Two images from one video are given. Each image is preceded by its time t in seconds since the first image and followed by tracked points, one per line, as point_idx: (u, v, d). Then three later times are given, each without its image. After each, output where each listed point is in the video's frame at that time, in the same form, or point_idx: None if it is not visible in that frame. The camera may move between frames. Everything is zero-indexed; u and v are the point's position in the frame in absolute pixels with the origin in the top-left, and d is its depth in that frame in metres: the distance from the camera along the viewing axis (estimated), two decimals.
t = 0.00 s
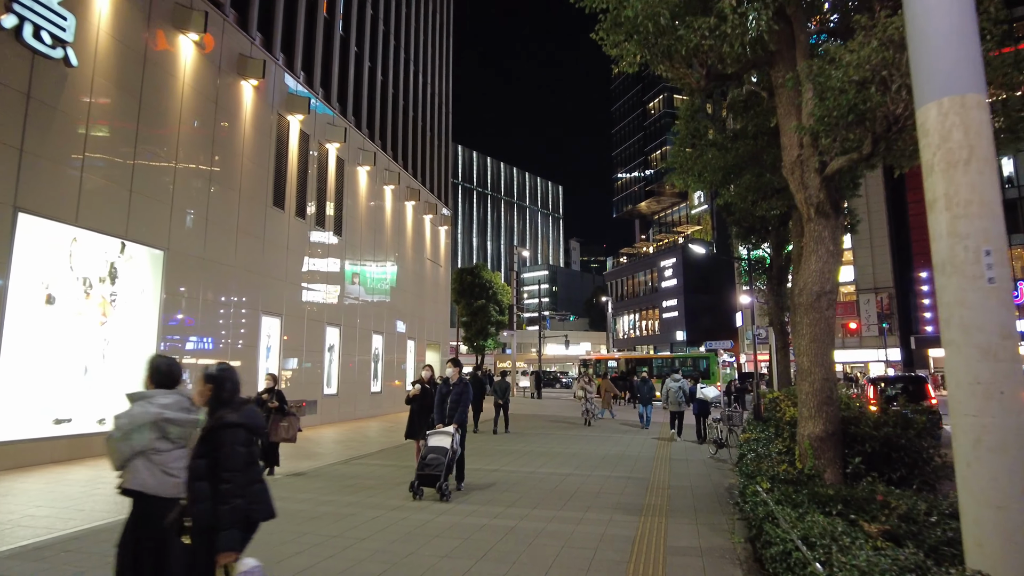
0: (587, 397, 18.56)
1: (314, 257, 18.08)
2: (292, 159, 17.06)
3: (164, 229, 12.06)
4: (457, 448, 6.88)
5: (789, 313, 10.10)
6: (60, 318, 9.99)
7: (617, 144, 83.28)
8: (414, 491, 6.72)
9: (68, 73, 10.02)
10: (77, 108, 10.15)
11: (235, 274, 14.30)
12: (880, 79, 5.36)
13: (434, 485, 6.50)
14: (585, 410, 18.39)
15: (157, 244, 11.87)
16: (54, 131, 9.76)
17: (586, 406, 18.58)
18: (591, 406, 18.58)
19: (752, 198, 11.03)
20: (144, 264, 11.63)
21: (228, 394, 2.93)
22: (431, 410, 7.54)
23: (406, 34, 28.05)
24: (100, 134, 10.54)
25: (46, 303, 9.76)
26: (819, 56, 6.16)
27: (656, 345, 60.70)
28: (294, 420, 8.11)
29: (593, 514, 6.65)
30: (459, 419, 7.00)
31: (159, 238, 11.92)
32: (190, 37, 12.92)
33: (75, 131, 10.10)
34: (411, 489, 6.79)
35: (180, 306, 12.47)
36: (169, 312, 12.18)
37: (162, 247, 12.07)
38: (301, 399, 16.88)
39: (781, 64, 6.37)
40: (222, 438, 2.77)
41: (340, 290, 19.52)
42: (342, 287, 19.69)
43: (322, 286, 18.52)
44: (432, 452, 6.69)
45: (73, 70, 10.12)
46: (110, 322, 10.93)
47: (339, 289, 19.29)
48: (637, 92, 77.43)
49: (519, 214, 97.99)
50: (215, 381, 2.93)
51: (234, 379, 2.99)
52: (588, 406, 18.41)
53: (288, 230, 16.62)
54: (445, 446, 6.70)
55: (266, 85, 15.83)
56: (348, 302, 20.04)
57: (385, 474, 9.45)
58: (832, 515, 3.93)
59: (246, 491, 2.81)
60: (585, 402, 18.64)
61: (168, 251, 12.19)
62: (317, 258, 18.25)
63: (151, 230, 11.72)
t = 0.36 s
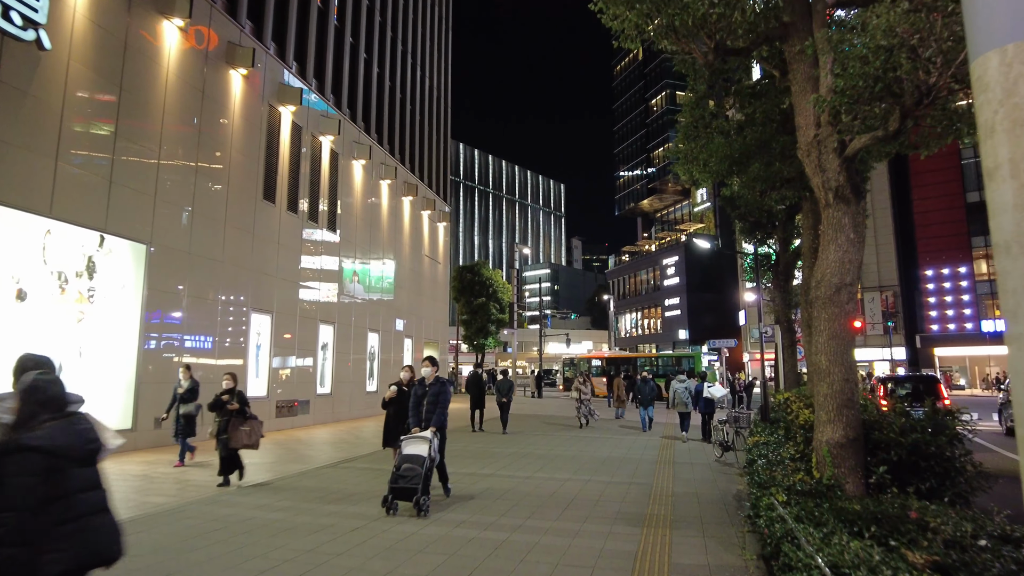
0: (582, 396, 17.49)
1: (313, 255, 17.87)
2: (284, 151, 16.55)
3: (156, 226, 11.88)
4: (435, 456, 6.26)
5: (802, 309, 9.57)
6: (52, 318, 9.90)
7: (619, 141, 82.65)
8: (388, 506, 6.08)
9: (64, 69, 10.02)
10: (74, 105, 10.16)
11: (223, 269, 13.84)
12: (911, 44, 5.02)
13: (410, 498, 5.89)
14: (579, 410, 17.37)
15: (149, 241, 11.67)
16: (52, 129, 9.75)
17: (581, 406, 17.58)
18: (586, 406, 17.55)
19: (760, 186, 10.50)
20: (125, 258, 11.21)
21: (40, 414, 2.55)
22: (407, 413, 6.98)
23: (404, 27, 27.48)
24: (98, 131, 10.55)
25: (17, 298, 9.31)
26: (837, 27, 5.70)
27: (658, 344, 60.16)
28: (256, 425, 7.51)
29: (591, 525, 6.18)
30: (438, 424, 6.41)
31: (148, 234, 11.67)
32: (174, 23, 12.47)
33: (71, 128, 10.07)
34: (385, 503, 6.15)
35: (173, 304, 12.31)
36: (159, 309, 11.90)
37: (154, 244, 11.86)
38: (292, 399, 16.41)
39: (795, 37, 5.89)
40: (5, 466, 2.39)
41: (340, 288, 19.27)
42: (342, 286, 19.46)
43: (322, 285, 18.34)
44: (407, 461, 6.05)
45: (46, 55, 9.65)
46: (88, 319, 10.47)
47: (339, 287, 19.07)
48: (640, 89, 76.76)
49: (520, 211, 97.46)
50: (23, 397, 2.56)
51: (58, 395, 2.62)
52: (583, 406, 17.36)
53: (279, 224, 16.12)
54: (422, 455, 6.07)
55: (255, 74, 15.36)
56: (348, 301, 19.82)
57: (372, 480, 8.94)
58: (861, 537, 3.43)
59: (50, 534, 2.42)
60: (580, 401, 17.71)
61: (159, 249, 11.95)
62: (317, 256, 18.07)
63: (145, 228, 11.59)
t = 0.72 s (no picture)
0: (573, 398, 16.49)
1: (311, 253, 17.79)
2: (272, 142, 16.08)
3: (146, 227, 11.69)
4: (406, 465, 5.75)
5: (811, 304, 9.10)
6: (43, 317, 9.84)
7: (619, 138, 82.11)
8: (351, 520, 5.52)
9: (60, 65, 9.98)
10: (74, 103, 10.18)
11: (207, 264, 13.40)
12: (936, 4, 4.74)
13: (376, 511, 5.38)
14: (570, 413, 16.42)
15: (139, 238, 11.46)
16: (52, 128, 9.78)
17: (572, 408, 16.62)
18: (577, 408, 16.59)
19: (765, 172, 9.99)
20: (100, 250, 10.76)
21: None
22: (375, 415, 6.41)
23: (399, 19, 26.98)
24: (89, 125, 10.41)
25: None
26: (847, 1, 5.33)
27: (658, 341, 59.71)
28: (205, 430, 6.87)
29: (584, 534, 5.72)
30: (410, 428, 5.87)
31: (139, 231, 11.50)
32: (154, 7, 12.04)
33: (72, 127, 10.11)
34: (348, 516, 5.59)
35: (163, 301, 12.07)
36: (149, 306, 11.65)
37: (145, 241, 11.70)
38: (280, 398, 15.97)
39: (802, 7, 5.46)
40: None
41: (337, 286, 19.11)
42: (339, 283, 19.31)
43: (319, 283, 18.19)
44: (375, 470, 5.53)
45: (12, 37, 9.19)
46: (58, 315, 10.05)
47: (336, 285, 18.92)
48: (640, 85, 76.18)
49: (520, 209, 97.01)
50: None
51: None
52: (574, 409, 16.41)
53: (267, 218, 15.67)
54: (391, 463, 5.53)
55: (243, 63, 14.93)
56: (346, 298, 19.75)
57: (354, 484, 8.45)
58: (886, 558, 2.96)
59: None
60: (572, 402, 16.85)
61: (150, 245, 11.76)
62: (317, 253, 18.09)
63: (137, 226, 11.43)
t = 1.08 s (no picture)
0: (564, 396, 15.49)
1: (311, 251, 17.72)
2: (261, 133, 15.60)
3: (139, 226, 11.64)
4: (373, 474, 5.23)
5: (824, 298, 8.63)
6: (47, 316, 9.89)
7: (619, 136, 81.62)
8: (306, 540, 4.97)
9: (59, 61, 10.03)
10: (72, 98, 10.23)
11: (192, 260, 13.00)
12: None
13: (333, 529, 4.79)
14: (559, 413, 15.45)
15: (131, 235, 11.41)
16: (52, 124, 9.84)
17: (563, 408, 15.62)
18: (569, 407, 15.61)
19: (775, 159, 9.46)
20: (78, 243, 10.44)
21: None
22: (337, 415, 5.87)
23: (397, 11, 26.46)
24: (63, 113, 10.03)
25: None
26: None
27: (660, 341, 59.17)
28: (148, 435, 6.30)
29: (579, 547, 5.24)
30: (379, 432, 5.31)
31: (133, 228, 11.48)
32: None
33: (68, 123, 10.14)
34: (303, 535, 5.04)
35: (162, 300, 12.17)
36: (144, 304, 11.67)
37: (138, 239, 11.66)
38: (269, 398, 15.47)
39: None
40: None
41: (336, 285, 19.00)
42: (337, 282, 19.16)
43: (318, 281, 18.10)
44: (334, 482, 4.97)
45: None
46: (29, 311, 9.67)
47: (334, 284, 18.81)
48: (641, 82, 75.69)
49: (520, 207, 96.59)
50: None
51: None
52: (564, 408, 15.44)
53: (256, 213, 15.23)
54: (351, 475, 5.00)
55: (231, 52, 14.49)
56: (344, 296, 19.61)
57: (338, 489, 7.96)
58: None
59: None
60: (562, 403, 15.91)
61: (143, 242, 11.71)
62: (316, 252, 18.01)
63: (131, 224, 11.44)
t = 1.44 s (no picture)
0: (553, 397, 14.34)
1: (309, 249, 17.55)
2: (250, 126, 15.14)
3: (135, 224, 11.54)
4: (320, 499, 4.27)
5: (835, 297, 8.16)
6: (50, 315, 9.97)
7: (621, 134, 81.13)
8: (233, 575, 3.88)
9: (57, 61, 10.07)
10: (70, 97, 10.28)
11: (178, 257, 12.60)
12: None
13: (266, 564, 3.79)
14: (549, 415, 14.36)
15: (126, 233, 11.28)
16: (51, 124, 9.91)
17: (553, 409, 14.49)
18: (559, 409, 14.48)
19: (784, 150, 8.95)
20: (51, 238, 10.11)
21: None
22: (286, 427, 5.40)
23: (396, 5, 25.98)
24: (33, 101, 9.63)
25: None
26: None
27: (662, 341, 58.71)
28: (65, 446, 5.48)
29: (573, 568, 4.77)
30: (330, 451, 4.43)
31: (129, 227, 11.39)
32: None
33: (68, 122, 10.21)
34: (229, 569, 3.94)
35: (155, 300, 11.97)
36: (140, 303, 11.58)
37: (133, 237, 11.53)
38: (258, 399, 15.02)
39: None
40: None
41: (333, 284, 18.84)
42: (335, 282, 19.03)
43: (317, 280, 18.01)
44: (273, 507, 4.02)
45: None
46: None
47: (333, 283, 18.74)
48: (642, 81, 75.21)
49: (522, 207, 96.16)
50: None
51: None
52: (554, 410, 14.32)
53: (245, 209, 14.78)
54: (294, 498, 4.05)
55: (218, 42, 14.04)
56: (342, 296, 19.46)
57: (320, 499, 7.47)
58: None
59: None
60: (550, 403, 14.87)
61: (138, 241, 11.59)
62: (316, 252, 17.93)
63: (127, 221, 11.38)
